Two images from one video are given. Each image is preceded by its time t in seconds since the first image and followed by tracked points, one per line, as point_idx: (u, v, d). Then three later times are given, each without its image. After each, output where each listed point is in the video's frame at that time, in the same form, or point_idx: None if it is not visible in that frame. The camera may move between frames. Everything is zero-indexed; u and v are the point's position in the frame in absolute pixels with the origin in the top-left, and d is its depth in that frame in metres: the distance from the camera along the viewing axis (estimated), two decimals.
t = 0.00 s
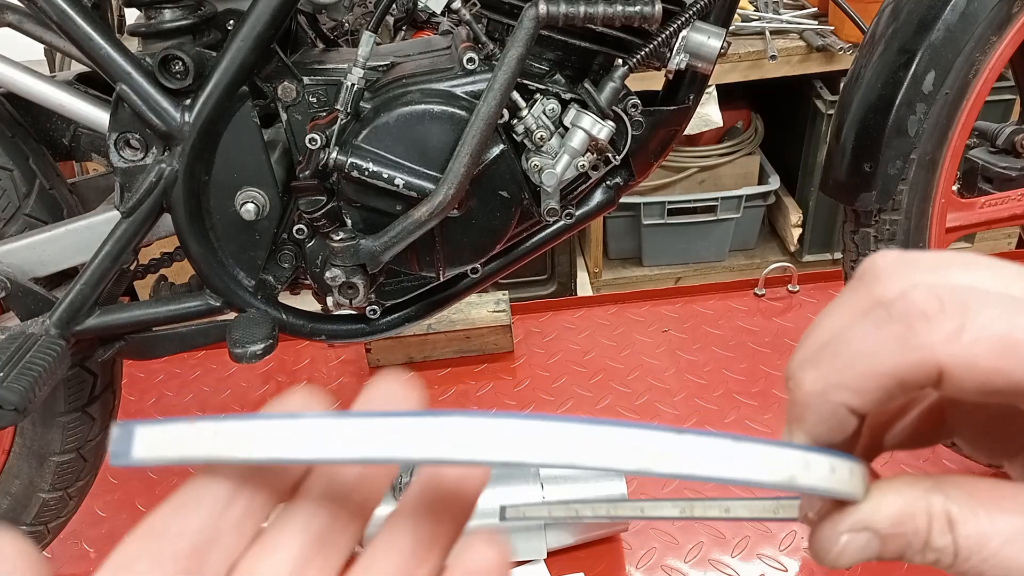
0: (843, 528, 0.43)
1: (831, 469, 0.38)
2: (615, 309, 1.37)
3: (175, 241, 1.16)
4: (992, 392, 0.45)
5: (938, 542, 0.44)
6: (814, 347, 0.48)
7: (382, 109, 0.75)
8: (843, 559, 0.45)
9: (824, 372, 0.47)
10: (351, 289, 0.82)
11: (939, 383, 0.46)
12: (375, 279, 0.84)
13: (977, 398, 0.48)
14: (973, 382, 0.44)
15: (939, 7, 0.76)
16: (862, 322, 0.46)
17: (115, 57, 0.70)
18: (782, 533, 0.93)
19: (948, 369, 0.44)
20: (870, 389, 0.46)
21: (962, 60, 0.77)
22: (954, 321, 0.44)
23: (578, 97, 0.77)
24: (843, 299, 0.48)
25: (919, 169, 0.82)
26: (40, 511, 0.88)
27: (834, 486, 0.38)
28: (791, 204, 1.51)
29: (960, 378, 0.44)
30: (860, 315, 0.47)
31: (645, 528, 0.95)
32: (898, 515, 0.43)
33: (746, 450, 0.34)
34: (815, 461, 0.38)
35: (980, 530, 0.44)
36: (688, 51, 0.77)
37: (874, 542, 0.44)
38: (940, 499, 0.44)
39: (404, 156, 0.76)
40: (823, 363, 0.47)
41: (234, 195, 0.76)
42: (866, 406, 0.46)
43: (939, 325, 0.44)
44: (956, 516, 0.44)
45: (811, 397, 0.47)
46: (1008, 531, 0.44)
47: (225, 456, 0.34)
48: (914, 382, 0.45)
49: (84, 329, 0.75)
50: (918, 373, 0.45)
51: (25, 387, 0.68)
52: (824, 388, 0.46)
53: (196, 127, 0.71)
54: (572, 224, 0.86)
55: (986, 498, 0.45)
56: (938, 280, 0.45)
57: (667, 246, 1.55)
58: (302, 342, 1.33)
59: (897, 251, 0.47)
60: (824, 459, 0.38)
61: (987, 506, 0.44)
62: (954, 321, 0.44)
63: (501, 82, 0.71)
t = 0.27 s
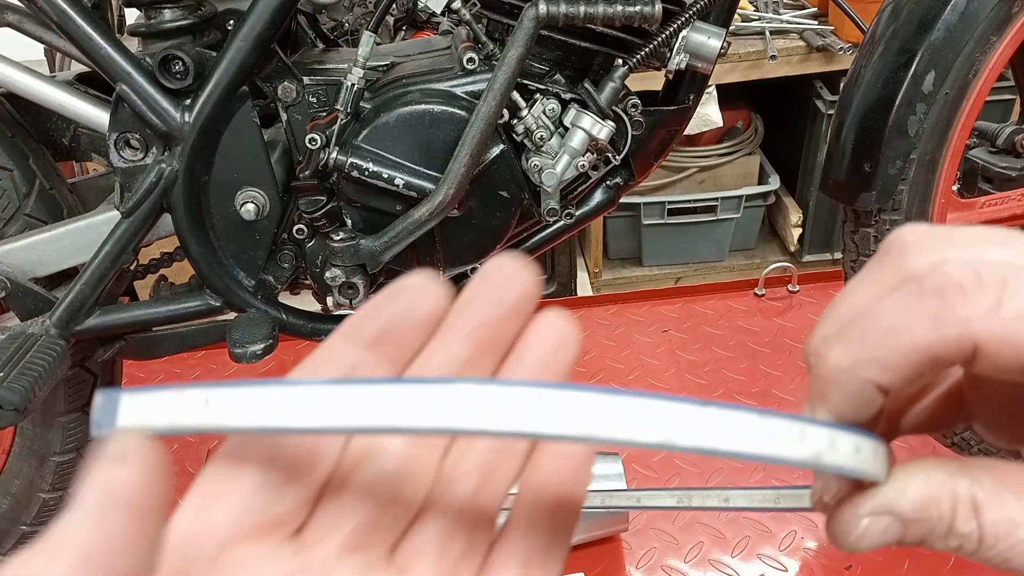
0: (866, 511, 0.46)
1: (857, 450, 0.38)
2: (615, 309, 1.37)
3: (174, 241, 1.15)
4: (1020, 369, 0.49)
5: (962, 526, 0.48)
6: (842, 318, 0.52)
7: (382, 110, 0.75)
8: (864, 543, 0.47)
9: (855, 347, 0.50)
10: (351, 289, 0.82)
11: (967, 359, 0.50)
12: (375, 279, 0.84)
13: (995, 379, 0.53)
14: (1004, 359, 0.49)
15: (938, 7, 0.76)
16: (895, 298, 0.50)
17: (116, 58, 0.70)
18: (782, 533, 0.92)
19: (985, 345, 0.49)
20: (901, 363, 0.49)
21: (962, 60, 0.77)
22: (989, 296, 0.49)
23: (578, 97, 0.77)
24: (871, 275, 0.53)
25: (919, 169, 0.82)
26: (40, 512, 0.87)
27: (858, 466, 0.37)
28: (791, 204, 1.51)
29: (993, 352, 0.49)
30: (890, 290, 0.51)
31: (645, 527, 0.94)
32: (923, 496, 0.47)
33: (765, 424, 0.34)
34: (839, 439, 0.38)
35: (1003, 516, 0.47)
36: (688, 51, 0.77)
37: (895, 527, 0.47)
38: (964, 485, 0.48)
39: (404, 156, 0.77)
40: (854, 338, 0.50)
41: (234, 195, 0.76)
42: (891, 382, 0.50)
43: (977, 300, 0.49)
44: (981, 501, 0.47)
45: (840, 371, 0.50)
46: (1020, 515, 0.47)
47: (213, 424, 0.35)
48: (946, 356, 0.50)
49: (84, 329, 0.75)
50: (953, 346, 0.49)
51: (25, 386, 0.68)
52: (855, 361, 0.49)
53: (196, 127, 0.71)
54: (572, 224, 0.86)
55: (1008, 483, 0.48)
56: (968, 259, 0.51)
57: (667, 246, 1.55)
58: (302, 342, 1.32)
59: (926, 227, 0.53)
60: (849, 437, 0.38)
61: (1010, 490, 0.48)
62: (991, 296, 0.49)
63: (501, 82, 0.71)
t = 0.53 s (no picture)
0: (864, 503, 0.51)
1: (856, 442, 0.50)
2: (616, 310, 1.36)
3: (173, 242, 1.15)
4: None
5: (960, 520, 0.51)
6: (848, 311, 0.55)
7: (382, 109, 0.76)
8: (862, 534, 0.52)
9: (855, 340, 0.52)
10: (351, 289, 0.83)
11: (973, 354, 0.51)
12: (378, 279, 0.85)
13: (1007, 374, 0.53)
14: (1007, 356, 0.49)
15: (938, 7, 0.75)
16: (897, 292, 0.52)
17: (114, 57, 0.69)
18: (785, 535, 0.91)
19: (983, 340, 0.49)
20: (899, 356, 0.51)
21: (961, 62, 0.77)
22: (991, 292, 0.49)
23: (578, 96, 0.77)
24: (878, 269, 0.55)
25: (920, 169, 0.82)
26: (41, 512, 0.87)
27: (874, 459, 0.51)
28: (793, 204, 1.47)
29: (996, 349, 0.49)
30: (894, 283, 0.53)
31: (648, 530, 0.93)
32: (920, 489, 0.51)
33: (774, 414, 0.47)
34: (842, 434, 0.49)
35: (1000, 508, 0.50)
36: (688, 50, 0.76)
37: (893, 519, 0.52)
38: (963, 478, 0.51)
39: (404, 155, 0.78)
40: (855, 332, 0.53)
41: (234, 195, 0.76)
42: (889, 372, 0.52)
43: (978, 295, 0.49)
44: (978, 493, 0.50)
45: (841, 364, 0.53)
46: (1017, 508, 0.50)
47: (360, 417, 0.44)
48: (949, 351, 0.51)
49: (83, 330, 0.74)
50: (953, 342, 0.50)
51: (25, 386, 0.69)
52: (854, 355, 0.52)
53: (196, 126, 0.70)
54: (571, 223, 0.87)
55: (1009, 478, 0.50)
56: (973, 252, 0.51)
57: (667, 245, 1.47)
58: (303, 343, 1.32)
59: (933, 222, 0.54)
60: (847, 429, 0.50)
61: (1011, 486, 0.50)
62: (993, 291, 0.49)
63: (501, 81, 0.71)
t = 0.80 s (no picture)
0: (871, 491, 0.51)
1: (865, 430, 0.50)
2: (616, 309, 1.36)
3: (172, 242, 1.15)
4: None
5: (966, 510, 0.50)
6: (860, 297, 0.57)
7: (382, 108, 0.75)
8: (868, 524, 0.51)
9: (867, 328, 0.52)
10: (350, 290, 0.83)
11: (983, 344, 0.50)
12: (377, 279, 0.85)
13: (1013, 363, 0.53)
14: (1017, 345, 0.49)
15: (940, 5, 0.75)
16: (908, 281, 0.52)
17: (113, 56, 0.68)
18: (785, 536, 0.90)
19: (993, 331, 0.49)
20: (909, 345, 0.51)
21: (964, 60, 0.76)
22: (1002, 282, 0.49)
23: (578, 95, 0.77)
24: (887, 260, 0.59)
25: (921, 168, 0.81)
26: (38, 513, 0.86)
27: (884, 449, 0.51)
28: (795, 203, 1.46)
29: (1006, 338, 0.49)
30: (905, 273, 0.57)
31: (648, 530, 0.92)
32: (925, 478, 0.50)
33: (785, 401, 0.48)
34: (852, 423, 0.50)
35: (1006, 499, 0.50)
36: (690, 49, 0.76)
37: (899, 508, 0.51)
38: (971, 468, 0.50)
39: (403, 155, 0.77)
40: (866, 320, 0.52)
41: (232, 195, 0.76)
42: (900, 362, 0.52)
43: (988, 284, 0.49)
44: (985, 484, 0.50)
45: (851, 353, 0.52)
46: None
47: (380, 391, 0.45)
48: (959, 340, 0.50)
49: (82, 330, 0.74)
50: (964, 331, 0.49)
51: (24, 386, 0.68)
52: (864, 344, 0.52)
53: (194, 125, 0.70)
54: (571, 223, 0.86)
55: (1014, 468, 0.50)
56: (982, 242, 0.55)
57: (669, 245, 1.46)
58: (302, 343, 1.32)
59: (944, 214, 0.58)
60: (857, 418, 0.50)
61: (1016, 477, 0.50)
62: (1004, 281, 0.49)
63: (501, 80, 0.70)
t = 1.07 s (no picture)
0: (875, 490, 0.51)
1: (873, 429, 0.50)
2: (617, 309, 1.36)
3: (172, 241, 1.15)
4: None
5: (968, 508, 0.50)
6: (866, 297, 0.57)
7: (382, 108, 0.75)
8: (872, 521, 0.51)
9: (873, 327, 0.51)
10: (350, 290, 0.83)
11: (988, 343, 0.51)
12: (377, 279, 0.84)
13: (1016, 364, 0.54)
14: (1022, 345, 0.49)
15: (940, 5, 0.75)
16: (916, 280, 0.52)
17: (112, 56, 0.68)
18: (785, 536, 0.90)
19: (999, 330, 0.49)
20: (916, 344, 0.50)
21: (964, 59, 0.76)
22: (1009, 282, 0.50)
23: (578, 94, 0.77)
24: (893, 260, 0.58)
25: (922, 168, 0.81)
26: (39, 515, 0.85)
27: (892, 450, 0.51)
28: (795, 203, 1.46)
29: (1012, 338, 0.49)
30: (911, 273, 0.57)
31: (648, 530, 0.91)
32: (929, 477, 0.50)
33: (795, 398, 0.49)
34: (862, 422, 0.50)
35: (1008, 498, 0.50)
36: (690, 49, 0.75)
37: (903, 507, 0.51)
38: (973, 467, 0.50)
39: (403, 155, 0.77)
40: (873, 319, 0.52)
41: (231, 194, 0.75)
42: (907, 361, 0.51)
43: (997, 284, 0.50)
44: (988, 482, 0.50)
45: (857, 352, 0.52)
46: None
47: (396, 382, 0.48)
48: (965, 339, 0.50)
49: (82, 330, 0.74)
50: (970, 330, 0.50)
51: (24, 386, 0.68)
52: (871, 343, 0.51)
53: (194, 125, 0.70)
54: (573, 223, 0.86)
55: (1016, 468, 0.50)
56: (987, 243, 0.55)
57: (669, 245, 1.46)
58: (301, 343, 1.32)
59: (950, 216, 0.58)
60: (867, 417, 0.50)
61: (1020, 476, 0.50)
62: (1011, 281, 0.49)
63: (501, 80, 0.70)
